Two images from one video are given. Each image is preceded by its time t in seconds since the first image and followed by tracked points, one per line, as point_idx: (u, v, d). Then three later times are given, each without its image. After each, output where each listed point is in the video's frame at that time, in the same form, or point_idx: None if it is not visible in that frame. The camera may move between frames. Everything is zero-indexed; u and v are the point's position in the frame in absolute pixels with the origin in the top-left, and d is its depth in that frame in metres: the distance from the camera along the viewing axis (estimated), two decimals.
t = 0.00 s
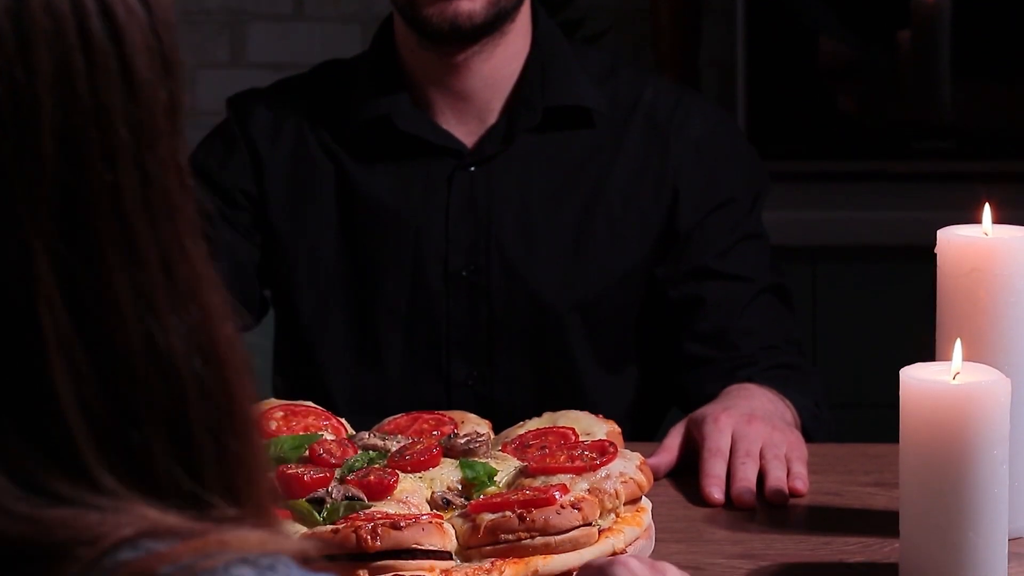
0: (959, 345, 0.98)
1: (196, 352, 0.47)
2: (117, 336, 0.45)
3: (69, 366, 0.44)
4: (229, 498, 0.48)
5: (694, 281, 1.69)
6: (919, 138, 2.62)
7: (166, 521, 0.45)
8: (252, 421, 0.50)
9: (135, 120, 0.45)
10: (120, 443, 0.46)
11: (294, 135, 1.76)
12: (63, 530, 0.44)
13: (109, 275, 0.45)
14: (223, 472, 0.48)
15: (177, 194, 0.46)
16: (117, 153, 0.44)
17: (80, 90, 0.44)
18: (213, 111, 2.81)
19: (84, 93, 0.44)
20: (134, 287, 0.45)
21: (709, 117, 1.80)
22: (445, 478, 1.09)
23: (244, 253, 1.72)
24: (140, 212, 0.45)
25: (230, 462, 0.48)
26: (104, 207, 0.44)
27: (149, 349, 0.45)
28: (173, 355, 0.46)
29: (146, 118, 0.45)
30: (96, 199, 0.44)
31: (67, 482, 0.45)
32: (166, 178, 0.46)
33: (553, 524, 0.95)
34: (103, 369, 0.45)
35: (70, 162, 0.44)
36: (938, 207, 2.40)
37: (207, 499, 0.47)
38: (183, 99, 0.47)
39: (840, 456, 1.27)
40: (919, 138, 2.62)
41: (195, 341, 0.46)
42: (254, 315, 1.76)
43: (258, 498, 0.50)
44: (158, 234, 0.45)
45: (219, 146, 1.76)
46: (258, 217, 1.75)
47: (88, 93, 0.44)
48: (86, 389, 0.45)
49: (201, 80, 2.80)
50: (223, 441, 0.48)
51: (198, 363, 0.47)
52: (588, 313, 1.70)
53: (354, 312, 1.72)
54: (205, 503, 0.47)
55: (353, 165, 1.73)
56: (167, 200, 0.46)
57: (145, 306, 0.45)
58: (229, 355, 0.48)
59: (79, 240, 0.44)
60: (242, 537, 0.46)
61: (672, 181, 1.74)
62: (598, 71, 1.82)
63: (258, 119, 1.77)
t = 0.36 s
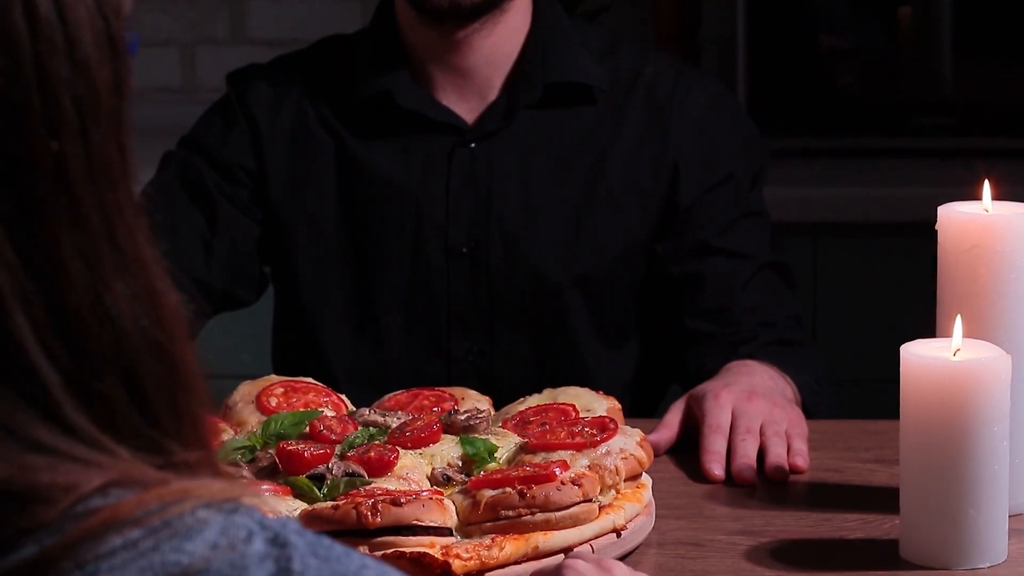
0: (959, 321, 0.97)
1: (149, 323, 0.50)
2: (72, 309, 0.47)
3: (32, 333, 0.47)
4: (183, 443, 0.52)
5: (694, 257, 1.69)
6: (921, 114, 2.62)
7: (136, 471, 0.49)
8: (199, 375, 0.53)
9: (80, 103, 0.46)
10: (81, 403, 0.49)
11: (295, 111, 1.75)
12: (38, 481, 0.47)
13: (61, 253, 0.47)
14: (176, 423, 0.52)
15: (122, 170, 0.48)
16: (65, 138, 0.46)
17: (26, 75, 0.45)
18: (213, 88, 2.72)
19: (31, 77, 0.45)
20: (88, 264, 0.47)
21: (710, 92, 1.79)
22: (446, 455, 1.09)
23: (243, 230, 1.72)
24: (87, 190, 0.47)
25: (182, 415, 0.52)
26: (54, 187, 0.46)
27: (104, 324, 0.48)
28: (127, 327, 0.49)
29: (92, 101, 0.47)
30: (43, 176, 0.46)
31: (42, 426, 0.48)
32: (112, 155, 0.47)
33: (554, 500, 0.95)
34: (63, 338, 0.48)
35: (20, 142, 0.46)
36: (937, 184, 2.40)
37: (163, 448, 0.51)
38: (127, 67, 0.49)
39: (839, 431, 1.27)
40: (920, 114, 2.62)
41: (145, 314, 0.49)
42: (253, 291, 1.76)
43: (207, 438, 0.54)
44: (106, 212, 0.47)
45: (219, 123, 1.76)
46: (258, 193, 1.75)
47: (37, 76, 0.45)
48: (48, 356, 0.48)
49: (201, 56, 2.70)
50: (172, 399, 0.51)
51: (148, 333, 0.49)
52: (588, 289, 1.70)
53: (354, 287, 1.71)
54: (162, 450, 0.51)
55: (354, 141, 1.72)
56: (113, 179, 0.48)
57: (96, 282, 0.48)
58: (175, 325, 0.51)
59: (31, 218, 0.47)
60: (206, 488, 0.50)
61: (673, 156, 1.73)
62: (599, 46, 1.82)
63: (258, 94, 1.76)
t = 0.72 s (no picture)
0: (960, 304, 0.97)
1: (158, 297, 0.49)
2: (83, 275, 0.47)
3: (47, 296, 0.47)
4: (192, 424, 0.52)
5: (694, 240, 1.69)
6: (921, 97, 2.61)
7: (145, 461, 0.48)
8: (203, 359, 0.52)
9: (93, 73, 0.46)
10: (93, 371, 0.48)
11: (295, 93, 1.75)
12: (48, 464, 0.46)
13: (72, 219, 0.46)
14: (184, 403, 0.51)
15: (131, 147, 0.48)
16: (77, 105, 0.46)
17: (40, 42, 0.45)
18: (213, 69, 2.71)
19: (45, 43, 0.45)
20: (100, 232, 0.47)
21: (711, 75, 1.79)
22: (446, 438, 1.09)
23: (243, 213, 1.72)
24: (98, 156, 0.47)
25: (189, 396, 0.51)
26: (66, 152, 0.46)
27: (118, 291, 0.48)
28: (139, 297, 0.48)
29: (100, 69, 0.47)
30: (55, 138, 0.46)
31: (57, 398, 0.47)
32: (120, 131, 0.48)
33: (554, 483, 0.95)
34: (77, 305, 0.47)
35: (31, 106, 0.46)
36: (938, 167, 2.39)
37: (172, 428, 0.50)
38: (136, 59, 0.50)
39: (840, 414, 1.27)
40: (920, 97, 2.61)
41: (155, 286, 0.49)
42: (253, 273, 1.76)
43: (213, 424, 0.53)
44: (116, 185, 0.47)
45: (219, 105, 1.75)
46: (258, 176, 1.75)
47: (49, 40, 0.45)
48: (64, 321, 0.47)
49: (202, 39, 2.69)
50: (181, 377, 0.51)
51: (159, 307, 0.49)
52: (588, 271, 1.70)
53: (355, 270, 1.71)
54: (171, 431, 0.50)
55: (355, 124, 1.72)
56: (121, 147, 0.47)
57: (107, 250, 0.47)
58: (182, 304, 0.50)
59: (42, 183, 0.46)
60: (221, 474, 0.48)
61: (674, 138, 1.73)
62: (600, 29, 1.81)
63: (258, 76, 1.76)
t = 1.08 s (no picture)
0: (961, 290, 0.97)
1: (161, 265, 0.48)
2: (84, 237, 0.46)
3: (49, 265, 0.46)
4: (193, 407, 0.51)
5: (695, 227, 1.69)
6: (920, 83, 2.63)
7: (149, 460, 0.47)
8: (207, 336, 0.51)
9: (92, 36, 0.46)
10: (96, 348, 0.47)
11: (296, 79, 1.74)
12: (48, 453, 0.45)
13: (73, 185, 0.45)
14: (186, 380, 0.50)
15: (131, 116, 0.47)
16: (75, 70, 0.45)
17: (33, 5, 0.44)
18: (212, 54, 2.68)
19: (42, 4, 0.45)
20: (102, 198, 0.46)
21: (711, 61, 1.79)
22: (447, 424, 1.09)
23: (244, 199, 1.72)
24: (96, 117, 0.46)
25: (192, 374, 0.50)
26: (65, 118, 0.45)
27: (121, 258, 0.47)
28: (142, 265, 0.47)
29: (96, 33, 0.46)
30: (53, 100, 0.45)
31: (61, 379, 0.46)
32: (119, 97, 0.47)
33: (554, 469, 0.95)
34: (82, 271, 0.46)
35: (29, 72, 0.45)
36: (938, 153, 2.40)
37: (173, 407, 0.50)
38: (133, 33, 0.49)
39: (840, 400, 1.27)
40: (920, 83, 2.63)
41: (159, 251, 0.48)
42: (254, 260, 1.76)
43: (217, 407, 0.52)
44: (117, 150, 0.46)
45: (219, 92, 1.75)
46: (259, 163, 1.75)
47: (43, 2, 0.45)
48: (63, 283, 0.46)
49: (202, 24, 2.67)
50: (184, 348, 0.50)
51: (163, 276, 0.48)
52: (589, 257, 1.69)
53: (355, 256, 1.71)
54: (173, 416, 0.50)
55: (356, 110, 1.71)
56: (119, 111, 0.47)
57: (109, 218, 0.46)
58: (186, 275, 0.49)
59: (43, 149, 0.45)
60: (226, 474, 0.48)
61: (675, 125, 1.73)
62: (601, 15, 1.81)
63: (259, 63, 1.75)
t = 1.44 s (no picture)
0: (961, 283, 0.97)
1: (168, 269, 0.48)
2: (89, 244, 0.45)
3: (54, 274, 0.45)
4: (197, 414, 0.50)
5: (695, 220, 1.69)
6: (922, 76, 2.61)
7: (151, 458, 0.46)
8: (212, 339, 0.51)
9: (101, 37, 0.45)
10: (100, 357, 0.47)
11: (296, 73, 1.74)
12: (48, 458, 0.44)
13: (79, 192, 0.45)
14: (191, 387, 0.49)
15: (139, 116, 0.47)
16: (83, 77, 0.45)
17: (42, 14, 0.44)
18: (215, 48, 2.66)
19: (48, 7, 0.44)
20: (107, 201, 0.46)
21: (711, 54, 1.78)
22: (447, 417, 1.10)
23: (245, 192, 1.72)
24: (103, 124, 0.45)
25: (197, 378, 0.49)
26: (72, 122, 0.45)
27: (127, 266, 0.46)
28: (148, 273, 0.47)
29: (104, 39, 0.45)
30: (60, 107, 0.44)
31: (63, 391, 0.45)
32: (127, 98, 0.46)
33: (554, 462, 0.95)
34: (86, 280, 0.46)
35: (36, 77, 0.44)
36: (938, 145, 2.39)
37: (178, 413, 0.49)
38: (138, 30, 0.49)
39: (839, 393, 1.27)
40: (920, 75, 2.61)
41: (166, 256, 0.47)
42: (254, 253, 1.75)
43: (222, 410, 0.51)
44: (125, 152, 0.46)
45: (220, 85, 1.75)
46: (259, 156, 1.74)
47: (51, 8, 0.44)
48: (66, 295, 0.45)
49: (202, 16, 2.66)
50: (189, 352, 0.49)
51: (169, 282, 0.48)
52: (590, 251, 1.69)
53: (356, 249, 1.71)
54: (178, 425, 0.49)
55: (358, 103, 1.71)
56: (127, 116, 0.46)
57: (117, 221, 0.46)
58: (192, 278, 0.49)
59: (48, 156, 0.45)
60: (226, 473, 0.47)
61: (675, 117, 1.73)
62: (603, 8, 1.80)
63: (259, 56, 1.75)
